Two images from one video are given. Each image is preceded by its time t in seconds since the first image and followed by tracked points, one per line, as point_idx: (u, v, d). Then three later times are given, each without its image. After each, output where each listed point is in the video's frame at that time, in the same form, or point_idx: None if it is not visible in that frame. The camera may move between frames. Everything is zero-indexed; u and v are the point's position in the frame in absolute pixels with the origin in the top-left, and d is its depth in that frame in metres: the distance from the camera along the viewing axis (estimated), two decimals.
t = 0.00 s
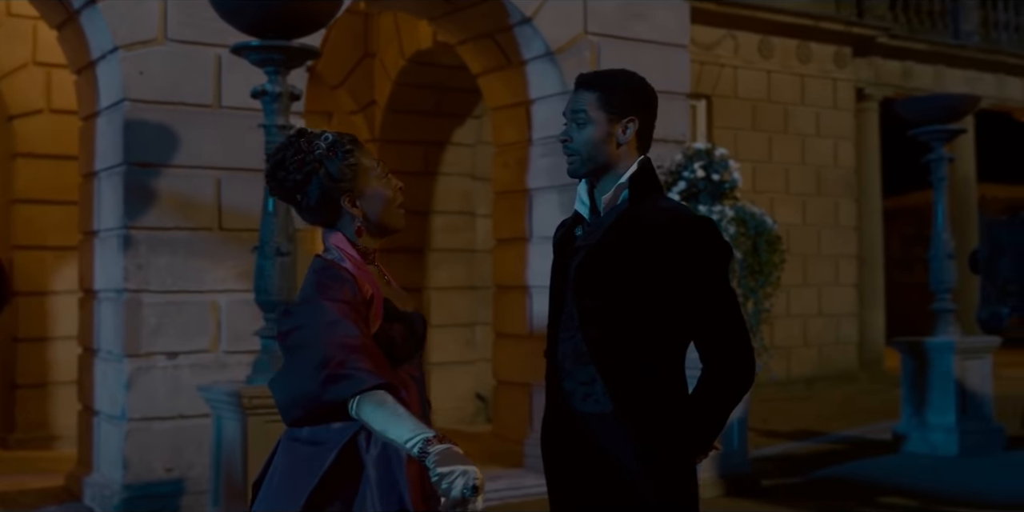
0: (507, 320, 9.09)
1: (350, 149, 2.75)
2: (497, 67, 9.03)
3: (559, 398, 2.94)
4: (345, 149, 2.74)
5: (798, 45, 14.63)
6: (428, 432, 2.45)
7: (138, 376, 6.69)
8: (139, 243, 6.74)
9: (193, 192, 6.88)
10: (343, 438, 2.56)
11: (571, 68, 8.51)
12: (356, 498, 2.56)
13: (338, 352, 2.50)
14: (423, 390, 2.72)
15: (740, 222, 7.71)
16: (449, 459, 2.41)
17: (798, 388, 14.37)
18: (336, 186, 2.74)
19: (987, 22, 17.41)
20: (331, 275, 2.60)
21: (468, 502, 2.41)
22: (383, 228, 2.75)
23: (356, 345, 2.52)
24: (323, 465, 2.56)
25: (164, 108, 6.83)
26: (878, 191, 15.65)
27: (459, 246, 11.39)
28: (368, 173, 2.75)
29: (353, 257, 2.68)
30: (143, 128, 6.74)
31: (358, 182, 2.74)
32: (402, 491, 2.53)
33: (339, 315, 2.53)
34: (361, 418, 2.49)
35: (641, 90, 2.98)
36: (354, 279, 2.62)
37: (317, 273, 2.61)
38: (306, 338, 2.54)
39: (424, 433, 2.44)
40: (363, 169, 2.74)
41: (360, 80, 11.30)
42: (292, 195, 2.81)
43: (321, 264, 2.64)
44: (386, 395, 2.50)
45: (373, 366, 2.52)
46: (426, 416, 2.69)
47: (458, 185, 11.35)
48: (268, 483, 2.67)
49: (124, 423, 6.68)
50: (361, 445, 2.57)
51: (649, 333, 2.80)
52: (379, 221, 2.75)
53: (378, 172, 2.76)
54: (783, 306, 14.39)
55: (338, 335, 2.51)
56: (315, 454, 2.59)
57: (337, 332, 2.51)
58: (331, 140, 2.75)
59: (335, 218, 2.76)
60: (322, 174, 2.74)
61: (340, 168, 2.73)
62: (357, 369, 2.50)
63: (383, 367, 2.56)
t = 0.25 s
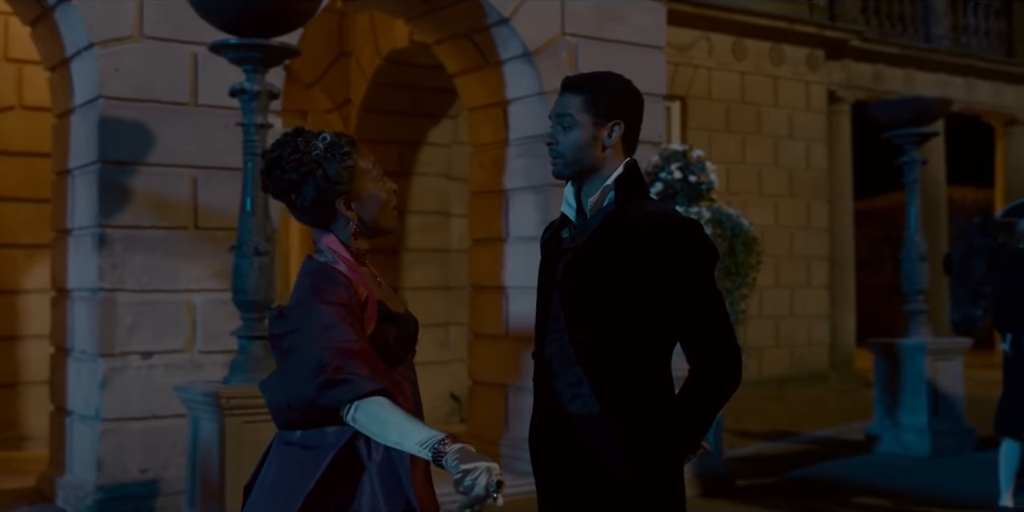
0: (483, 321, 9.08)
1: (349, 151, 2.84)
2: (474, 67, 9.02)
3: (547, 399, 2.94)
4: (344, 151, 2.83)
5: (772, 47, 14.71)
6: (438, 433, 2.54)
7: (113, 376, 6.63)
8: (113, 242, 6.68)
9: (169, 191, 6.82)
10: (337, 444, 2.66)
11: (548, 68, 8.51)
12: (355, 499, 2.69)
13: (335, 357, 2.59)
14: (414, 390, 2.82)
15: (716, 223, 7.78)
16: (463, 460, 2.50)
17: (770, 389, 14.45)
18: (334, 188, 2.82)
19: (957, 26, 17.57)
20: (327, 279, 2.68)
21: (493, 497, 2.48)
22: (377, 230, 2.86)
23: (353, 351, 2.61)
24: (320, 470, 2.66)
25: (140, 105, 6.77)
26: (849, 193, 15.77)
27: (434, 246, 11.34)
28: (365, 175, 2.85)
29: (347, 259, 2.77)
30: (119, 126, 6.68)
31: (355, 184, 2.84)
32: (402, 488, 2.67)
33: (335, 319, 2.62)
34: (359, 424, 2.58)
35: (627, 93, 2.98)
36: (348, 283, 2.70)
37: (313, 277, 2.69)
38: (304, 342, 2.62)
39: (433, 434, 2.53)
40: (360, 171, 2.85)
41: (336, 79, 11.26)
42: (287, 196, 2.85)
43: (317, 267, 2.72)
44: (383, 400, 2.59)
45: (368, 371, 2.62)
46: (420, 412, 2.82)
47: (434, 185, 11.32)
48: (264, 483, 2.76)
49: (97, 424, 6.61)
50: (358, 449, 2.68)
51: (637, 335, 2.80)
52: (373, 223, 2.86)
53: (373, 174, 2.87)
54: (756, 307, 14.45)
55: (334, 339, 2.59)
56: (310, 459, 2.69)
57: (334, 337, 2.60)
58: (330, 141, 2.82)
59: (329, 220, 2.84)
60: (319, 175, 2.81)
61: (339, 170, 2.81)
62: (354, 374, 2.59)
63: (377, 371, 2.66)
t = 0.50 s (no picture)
0: (462, 320, 9.07)
1: (350, 160, 2.79)
2: (454, 67, 9.01)
3: (540, 400, 2.93)
4: (343, 161, 2.77)
5: (749, 48, 14.76)
6: (419, 439, 2.49)
7: (90, 375, 6.57)
8: (91, 240, 6.62)
9: (147, 189, 6.77)
10: (323, 454, 2.60)
11: (529, 68, 8.49)
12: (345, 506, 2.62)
13: (321, 364, 2.53)
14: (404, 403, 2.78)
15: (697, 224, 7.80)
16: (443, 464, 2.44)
17: (747, 389, 14.51)
18: (327, 196, 2.78)
19: (932, 28, 17.69)
20: (316, 285, 2.64)
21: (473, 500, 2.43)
22: (365, 243, 2.81)
23: (339, 358, 2.55)
24: (305, 479, 2.60)
25: (118, 102, 6.71)
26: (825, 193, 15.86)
27: (413, 245, 11.32)
28: (361, 188, 2.80)
29: (339, 266, 2.74)
30: (97, 123, 6.61)
31: (349, 197, 2.79)
32: (389, 500, 2.59)
33: (324, 326, 2.57)
34: (342, 432, 2.52)
35: (622, 96, 2.97)
36: (339, 290, 2.66)
37: (303, 283, 2.65)
38: (288, 348, 2.57)
39: (415, 440, 2.48)
40: (356, 184, 2.79)
41: (314, 77, 11.24)
42: (283, 194, 2.83)
43: (308, 274, 2.68)
44: (368, 408, 2.52)
45: (354, 380, 2.55)
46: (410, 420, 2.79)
47: (413, 184, 11.29)
48: (253, 491, 2.72)
49: (74, 423, 6.55)
50: (345, 458, 2.62)
51: (631, 336, 2.79)
52: (362, 235, 2.81)
53: (370, 186, 2.81)
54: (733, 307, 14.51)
55: (320, 347, 2.54)
56: (297, 468, 2.63)
57: (320, 343, 2.55)
58: (331, 149, 2.77)
59: (318, 224, 2.81)
60: (313, 180, 2.77)
61: (333, 180, 2.77)
62: (339, 383, 2.53)
63: (362, 382, 2.59)
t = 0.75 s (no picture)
0: (445, 319, 9.05)
1: (358, 163, 2.82)
2: (438, 65, 8.98)
3: (537, 402, 2.92)
4: (350, 163, 2.80)
5: (730, 48, 14.79)
6: (398, 451, 2.44)
7: (72, 375, 6.51)
8: (73, 238, 6.56)
9: (130, 187, 6.72)
10: (322, 468, 2.65)
11: (513, 67, 8.48)
12: None
13: (318, 383, 2.54)
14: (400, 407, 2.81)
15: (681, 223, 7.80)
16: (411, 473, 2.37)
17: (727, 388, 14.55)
18: (332, 197, 2.80)
19: (911, 29, 17.78)
20: (309, 300, 2.64)
21: None
22: (364, 250, 2.82)
23: (336, 375, 2.55)
24: (303, 493, 2.65)
25: (101, 100, 6.65)
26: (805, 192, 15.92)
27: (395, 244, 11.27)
28: (366, 193, 2.82)
29: (334, 276, 2.74)
30: (79, 120, 6.55)
31: (352, 199, 2.81)
32: None
33: (318, 344, 2.58)
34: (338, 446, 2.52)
35: (622, 97, 2.96)
36: (332, 303, 2.66)
37: (297, 297, 2.66)
38: (287, 366, 2.59)
39: (394, 451, 2.44)
40: (361, 188, 2.81)
41: (295, 75, 11.20)
42: (286, 190, 2.84)
43: (301, 287, 2.68)
44: (365, 423, 2.52)
45: (351, 394, 2.56)
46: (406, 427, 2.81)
47: (394, 182, 11.25)
48: (251, 500, 2.77)
49: (56, 424, 6.49)
50: (342, 472, 2.67)
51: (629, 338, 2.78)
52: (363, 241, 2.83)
53: (375, 191, 2.84)
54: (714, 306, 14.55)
55: (315, 366, 2.55)
56: (295, 479, 2.67)
57: (315, 361, 2.56)
58: (340, 149, 2.80)
59: (318, 225, 2.83)
60: (320, 179, 2.79)
61: (339, 181, 2.79)
62: (338, 400, 2.53)
63: (361, 395, 2.60)
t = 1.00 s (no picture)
0: (430, 318, 9.03)
1: (356, 160, 2.83)
2: (424, 64, 8.96)
3: (534, 404, 2.90)
4: (352, 158, 2.82)
5: (714, 47, 14.82)
6: (409, 451, 2.42)
7: (55, 375, 6.46)
8: (57, 237, 6.50)
9: (115, 185, 6.67)
10: (320, 471, 2.65)
11: (499, 66, 8.46)
12: None
13: (319, 381, 2.52)
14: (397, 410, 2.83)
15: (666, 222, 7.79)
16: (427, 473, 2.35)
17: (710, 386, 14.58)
18: (336, 194, 2.80)
19: (893, 29, 17.85)
20: (311, 298, 2.64)
21: None
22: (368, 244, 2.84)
23: (337, 375, 2.54)
24: (301, 496, 2.65)
25: (85, 97, 6.60)
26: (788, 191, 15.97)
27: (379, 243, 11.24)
28: (368, 186, 2.85)
29: (336, 275, 2.74)
30: (63, 118, 6.50)
31: (356, 194, 2.83)
32: None
33: (320, 342, 2.56)
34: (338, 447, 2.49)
35: (620, 98, 2.95)
36: (334, 303, 2.66)
37: (300, 296, 2.65)
38: (287, 363, 2.56)
39: (404, 451, 2.42)
40: (362, 183, 2.83)
41: (279, 73, 11.18)
42: (287, 192, 2.83)
43: (304, 286, 2.67)
44: (366, 423, 2.50)
45: (352, 394, 2.54)
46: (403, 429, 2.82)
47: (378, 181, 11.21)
48: (247, 502, 2.76)
49: (39, 424, 6.44)
50: (338, 476, 2.68)
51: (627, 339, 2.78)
52: (367, 236, 2.85)
53: (375, 186, 2.87)
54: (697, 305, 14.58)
55: (317, 364, 2.54)
56: (293, 481, 2.67)
57: (316, 360, 2.54)
58: (340, 146, 2.81)
59: (320, 226, 2.81)
60: (324, 177, 2.79)
61: (344, 176, 2.80)
62: (339, 399, 2.51)
63: (361, 397, 2.58)
